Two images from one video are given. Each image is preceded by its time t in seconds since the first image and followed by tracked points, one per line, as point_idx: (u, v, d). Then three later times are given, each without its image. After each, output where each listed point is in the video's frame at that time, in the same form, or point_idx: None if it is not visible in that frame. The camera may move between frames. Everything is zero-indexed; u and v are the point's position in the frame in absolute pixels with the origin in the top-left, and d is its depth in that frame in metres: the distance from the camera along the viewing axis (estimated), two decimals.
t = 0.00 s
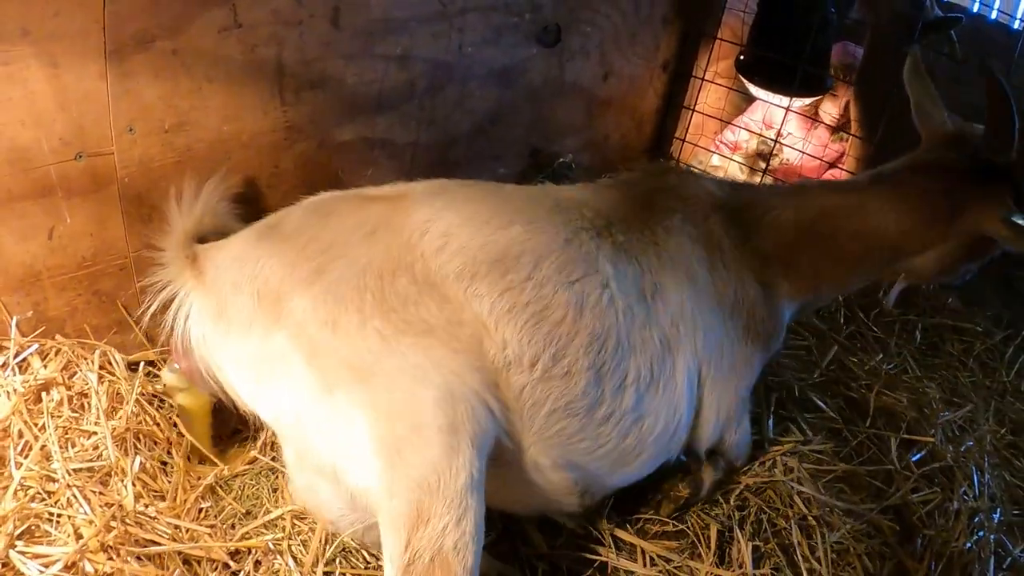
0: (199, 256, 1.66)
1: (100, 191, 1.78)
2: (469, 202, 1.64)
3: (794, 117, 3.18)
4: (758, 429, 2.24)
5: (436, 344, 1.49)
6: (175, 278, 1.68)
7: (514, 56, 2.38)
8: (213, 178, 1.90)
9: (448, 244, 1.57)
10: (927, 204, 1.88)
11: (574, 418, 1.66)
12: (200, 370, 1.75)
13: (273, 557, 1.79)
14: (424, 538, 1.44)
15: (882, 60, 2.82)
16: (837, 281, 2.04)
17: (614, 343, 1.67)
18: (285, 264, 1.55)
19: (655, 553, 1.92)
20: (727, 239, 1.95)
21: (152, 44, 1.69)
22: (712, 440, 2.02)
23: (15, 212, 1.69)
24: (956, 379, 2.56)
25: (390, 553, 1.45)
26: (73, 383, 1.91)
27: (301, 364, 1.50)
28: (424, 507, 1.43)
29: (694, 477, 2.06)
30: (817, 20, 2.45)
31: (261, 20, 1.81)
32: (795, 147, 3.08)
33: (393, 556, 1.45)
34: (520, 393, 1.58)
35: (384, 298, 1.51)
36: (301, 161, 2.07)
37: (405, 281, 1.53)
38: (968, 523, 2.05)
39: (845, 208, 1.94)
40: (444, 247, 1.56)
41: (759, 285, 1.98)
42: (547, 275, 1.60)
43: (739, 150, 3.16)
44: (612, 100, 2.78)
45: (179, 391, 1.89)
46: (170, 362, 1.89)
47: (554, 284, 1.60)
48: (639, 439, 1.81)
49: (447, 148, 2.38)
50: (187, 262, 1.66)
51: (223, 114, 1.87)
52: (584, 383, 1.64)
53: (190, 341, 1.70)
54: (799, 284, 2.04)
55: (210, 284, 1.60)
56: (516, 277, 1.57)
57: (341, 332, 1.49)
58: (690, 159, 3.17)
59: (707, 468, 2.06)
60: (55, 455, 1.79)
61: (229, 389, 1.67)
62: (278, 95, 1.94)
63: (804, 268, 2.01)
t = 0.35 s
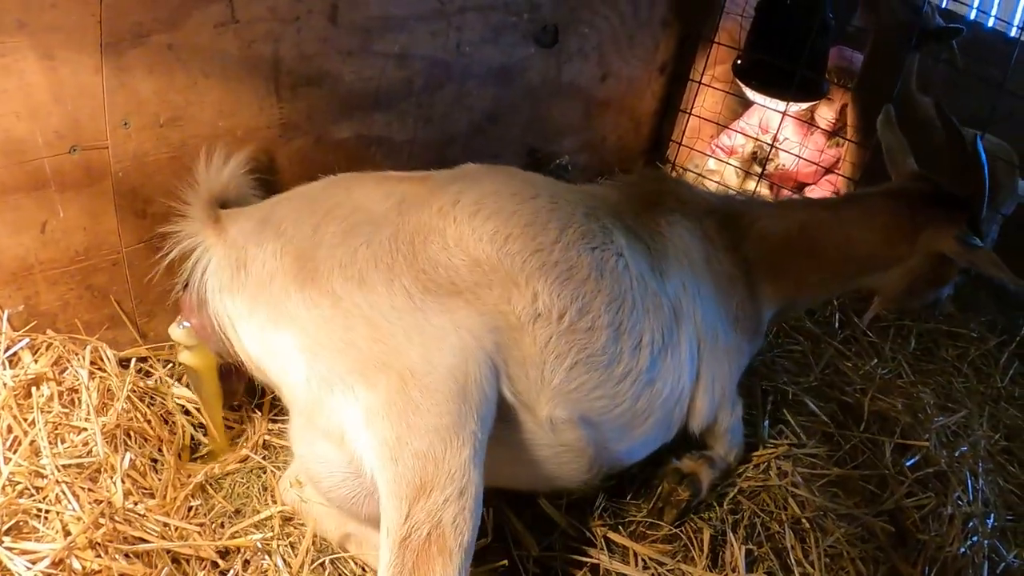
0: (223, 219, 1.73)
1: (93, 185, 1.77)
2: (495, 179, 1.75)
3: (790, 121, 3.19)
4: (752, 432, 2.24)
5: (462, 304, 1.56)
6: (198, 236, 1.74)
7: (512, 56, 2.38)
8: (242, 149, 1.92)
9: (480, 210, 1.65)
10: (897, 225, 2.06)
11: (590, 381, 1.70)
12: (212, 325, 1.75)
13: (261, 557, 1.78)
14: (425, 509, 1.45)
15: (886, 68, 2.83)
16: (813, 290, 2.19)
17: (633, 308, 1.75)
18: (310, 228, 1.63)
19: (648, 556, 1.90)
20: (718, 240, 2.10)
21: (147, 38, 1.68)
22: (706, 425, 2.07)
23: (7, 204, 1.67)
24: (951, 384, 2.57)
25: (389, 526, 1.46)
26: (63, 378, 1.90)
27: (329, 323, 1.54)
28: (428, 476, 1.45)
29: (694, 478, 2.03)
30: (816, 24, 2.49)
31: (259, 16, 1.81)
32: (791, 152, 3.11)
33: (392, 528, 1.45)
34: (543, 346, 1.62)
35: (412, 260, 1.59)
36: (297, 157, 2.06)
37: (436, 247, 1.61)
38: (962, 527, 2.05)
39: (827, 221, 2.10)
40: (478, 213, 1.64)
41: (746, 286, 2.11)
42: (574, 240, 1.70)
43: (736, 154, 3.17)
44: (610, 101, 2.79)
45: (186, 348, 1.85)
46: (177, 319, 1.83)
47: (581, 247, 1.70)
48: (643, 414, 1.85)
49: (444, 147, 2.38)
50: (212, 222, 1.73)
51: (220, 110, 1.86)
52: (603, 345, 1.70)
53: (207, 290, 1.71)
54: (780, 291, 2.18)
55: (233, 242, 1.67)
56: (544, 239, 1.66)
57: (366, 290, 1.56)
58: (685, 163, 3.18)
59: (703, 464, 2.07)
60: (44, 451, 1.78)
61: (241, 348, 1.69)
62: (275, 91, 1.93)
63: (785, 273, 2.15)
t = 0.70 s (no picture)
0: (224, 215, 1.74)
1: (84, 184, 1.76)
2: (496, 178, 1.76)
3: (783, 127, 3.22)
4: (743, 436, 2.24)
5: (459, 302, 1.57)
6: (200, 229, 1.75)
7: (506, 59, 2.38)
8: (247, 144, 1.94)
9: (482, 206, 1.68)
10: (893, 236, 2.07)
11: (584, 379, 1.72)
12: (210, 318, 1.76)
13: (249, 560, 1.77)
14: (423, 509, 1.46)
15: (886, 72, 2.88)
16: (805, 300, 2.19)
17: (628, 307, 1.76)
18: (309, 222, 1.64)
19: (639, 561, 1.89)
20: (712, 246, 2.09)
21: (141, 37, 1.67)
22: (694, 431, 2.06)
23: None
24: (943, 390, 2.57)
25: (389, 530, 1.46)
26: (53, 378, 1.88)
27: (327, 319, 1.54)
28: (426, 476, 1.46)
29: (684, 484, 2.02)
30: (811, 28, 2.48)
31: (252, 16, 1.81)
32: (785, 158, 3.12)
33: (390, 531, 1.46)
34: (540, 342, 1.63)
35: (412, 258, 1.60)
36: (289, 157, 2.06)
37: (436, 242, 1.62)
38: (954, 532, 2.05)
39: (823, 233, 2.11)
40: (479, 209, 1.67)
41: (737, 293, 2.11)
42: (572, 239, 1.72)
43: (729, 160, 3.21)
44: (603, 105, 2.79)
45: (184, 344, 1.84)
46: (175, 315, 1.83)
47: (578, 245, 1.71)
48: (636, 415, 1.86)
49: (437, 150, 2.38)
50: (214, 218, 1.73)
51: (212, 110, 1.86)
52: (598, 343, 1.71)
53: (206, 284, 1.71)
54: (771, 300, 2.18)
55: (234, 236, 1.67)
56: (544, 236, 1.68)
57: (365, 286, 1.56)
58: (679, 168, 3.19)
59: (693, 469, 2.06)
60: (32, 451, 1.76)
61: (238, 342, 1.69)
62: (267, 91, 1.93)
63: (778, 281, 2.15)
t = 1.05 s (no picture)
0: (240, 197, 1.76)
1: (82, 184, 1.76)
2: (508, 163, 1.84)
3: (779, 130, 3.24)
4: (739, 437, 2.24)
5: (472, 284, 1.62)
6: (216, 207, 1.76)
7: (503, 61, 2.39)
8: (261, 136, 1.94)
9: (495, 188, 1.74)
10: (890, 244, 2.07)
11: (585, 359, 1.73)
12: (224, 295, 1.76)
13: (245, 561, 1.76)
14: (441, 490, 1.51)
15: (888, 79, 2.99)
16: (801, 307, 2.17)
17: (629, 289, 1.79)
18: (327, 204, 1.69)
19: (636, 561, 1.89)
20: (709, 244, 2.11)
21: (139, 37, 1.67)
22: (686, 421, 2.04)
23: None
24: (939, 391, 2.59)
25: (406, 514, 1.51)
26: (50, 378, 1.88)
27: (345, 299, 1.59)
28: (442, 456, 1.51)
29: (676, 483, 2.03)
30: (807, 34, 2.48)
31: (251, 17, 1.81)
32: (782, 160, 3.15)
33: (409, 515, 1.50)
34: (548, 319, 1.67)
35: (427, 241, 1.65)
36: (287, 157, 2.07)
37: (452, 222, 1.67)
38: (951, 533, 2.06)
39: (820, 240, 2.10)
40: (493, 190, 1.73)
41: (733, 291, 2.11)
42: (579, 222, 1.77)
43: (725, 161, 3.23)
44: (601, 107, 2.80)
45: (195, 326, 1.84)
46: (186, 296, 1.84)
47: (585, 228, 1.77)
48: (632, 396, 1.86)
49: (435, 150, 2.38)
50: (228, 197, 1.75)
51: (210, 110, 1.86)
52: (601, 322, 1.73)
53: (220, 260, 1.73)
54: (766, 308, 2.16)
55: (250, 214, 1.71)
56: (553, 218, 1.73)
57: (384, 266, 1.62)
58: (676, 170, 3.21)
59: (687, 469, 2.07)
60: (29, 450, 1.76)
61: (251, 321, 1.72)
62: (266, 91, 1.93)
63: (774, 286, 2.14)
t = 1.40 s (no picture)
0: (242, 195, 1.76)
1: (80, 182, 1.76)
2: (499, 159, 1.83)
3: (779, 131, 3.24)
4: (737, 438, 2.24)
5: (467, 282, 1.63)
6: (218, 205, 1.76)
7: (502, 61, 2.39)
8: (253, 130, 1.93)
9: (487, 184, 1.73)
10: (887, 241, 2.07)
11: (578, 354, 1.73)
12: (225, 292, 1.76)
13: (243, 562, 1.75)
14: (444, 484, 1.51)
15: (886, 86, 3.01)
16: (795, 304, 2.15)
17: (618, 283, 1.78)
18: (327, 203, 1.69)
19: (634, 562, 1.89)
20: (699, 241, 2.09)
21: (138, 35, 1.67)
22: (681, 421, 2.02)
23: None
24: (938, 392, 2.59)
25: (411, 510, 1.50)
26: (47, 377, 1.88)
27: (341, 297, 1.60)
28: (443, 450, 1.52)
29: (675, 485, 2.02)
30: (806, 34, 2.48)
31: (250, 16, 1.81)
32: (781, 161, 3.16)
33: (414, 511, 1.50)
34: (541, 314, 1.67)
35: (423, 241, 1.65)
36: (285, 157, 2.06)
37: (446, 221, 1.67)
38: (950, 533, 2.06)
39: (812, 231, 2.12)
40: (484, 187, 1.72)
41: (722, 291, 2.08)
42: (569, 217, 1.76)
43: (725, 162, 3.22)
44: (599, 107, 2.80)
45: (193, 323, 1.85)
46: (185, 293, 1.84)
47: (575, 223, 1.76)
48: (625, 393, 1.85)
49: (433, 150, 2.38)
50: (230, 195, 1.75)
51: (208, 109, 1.86)
52: (593, 316, 1.73)
53: (220, 257, 1.73)
54: (759, 306, 2.14)
55: (251, 213, 1.71)
56: (543, 213, 1.73)
57: (382, 266, 1.62)
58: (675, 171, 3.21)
59: (684, 469, 2.07)
60: (26, 449, 1.75)
61: (250, 320, 1.72)
62: (265, 91, 1.93)
63: (765, 283, 2.12)
